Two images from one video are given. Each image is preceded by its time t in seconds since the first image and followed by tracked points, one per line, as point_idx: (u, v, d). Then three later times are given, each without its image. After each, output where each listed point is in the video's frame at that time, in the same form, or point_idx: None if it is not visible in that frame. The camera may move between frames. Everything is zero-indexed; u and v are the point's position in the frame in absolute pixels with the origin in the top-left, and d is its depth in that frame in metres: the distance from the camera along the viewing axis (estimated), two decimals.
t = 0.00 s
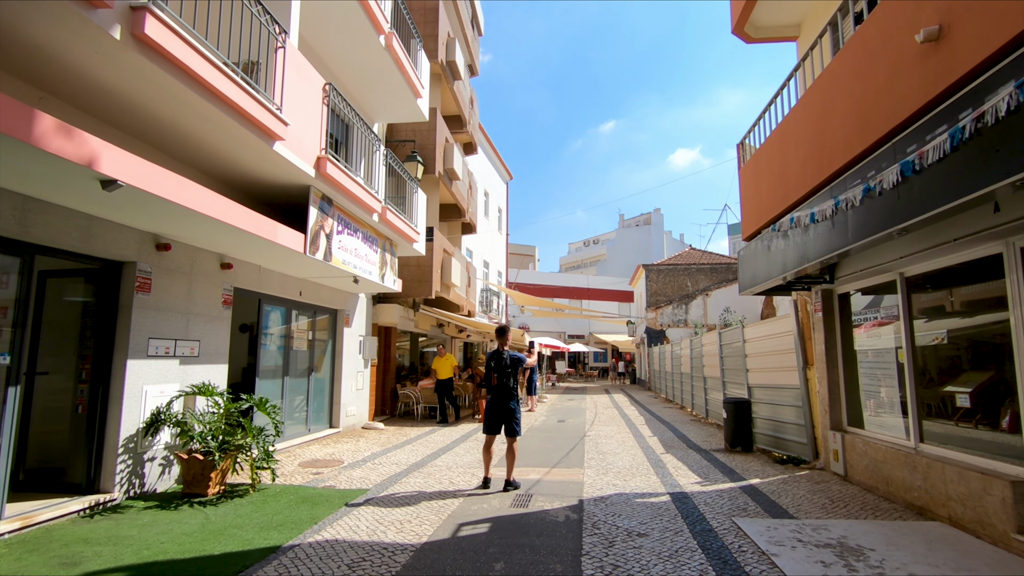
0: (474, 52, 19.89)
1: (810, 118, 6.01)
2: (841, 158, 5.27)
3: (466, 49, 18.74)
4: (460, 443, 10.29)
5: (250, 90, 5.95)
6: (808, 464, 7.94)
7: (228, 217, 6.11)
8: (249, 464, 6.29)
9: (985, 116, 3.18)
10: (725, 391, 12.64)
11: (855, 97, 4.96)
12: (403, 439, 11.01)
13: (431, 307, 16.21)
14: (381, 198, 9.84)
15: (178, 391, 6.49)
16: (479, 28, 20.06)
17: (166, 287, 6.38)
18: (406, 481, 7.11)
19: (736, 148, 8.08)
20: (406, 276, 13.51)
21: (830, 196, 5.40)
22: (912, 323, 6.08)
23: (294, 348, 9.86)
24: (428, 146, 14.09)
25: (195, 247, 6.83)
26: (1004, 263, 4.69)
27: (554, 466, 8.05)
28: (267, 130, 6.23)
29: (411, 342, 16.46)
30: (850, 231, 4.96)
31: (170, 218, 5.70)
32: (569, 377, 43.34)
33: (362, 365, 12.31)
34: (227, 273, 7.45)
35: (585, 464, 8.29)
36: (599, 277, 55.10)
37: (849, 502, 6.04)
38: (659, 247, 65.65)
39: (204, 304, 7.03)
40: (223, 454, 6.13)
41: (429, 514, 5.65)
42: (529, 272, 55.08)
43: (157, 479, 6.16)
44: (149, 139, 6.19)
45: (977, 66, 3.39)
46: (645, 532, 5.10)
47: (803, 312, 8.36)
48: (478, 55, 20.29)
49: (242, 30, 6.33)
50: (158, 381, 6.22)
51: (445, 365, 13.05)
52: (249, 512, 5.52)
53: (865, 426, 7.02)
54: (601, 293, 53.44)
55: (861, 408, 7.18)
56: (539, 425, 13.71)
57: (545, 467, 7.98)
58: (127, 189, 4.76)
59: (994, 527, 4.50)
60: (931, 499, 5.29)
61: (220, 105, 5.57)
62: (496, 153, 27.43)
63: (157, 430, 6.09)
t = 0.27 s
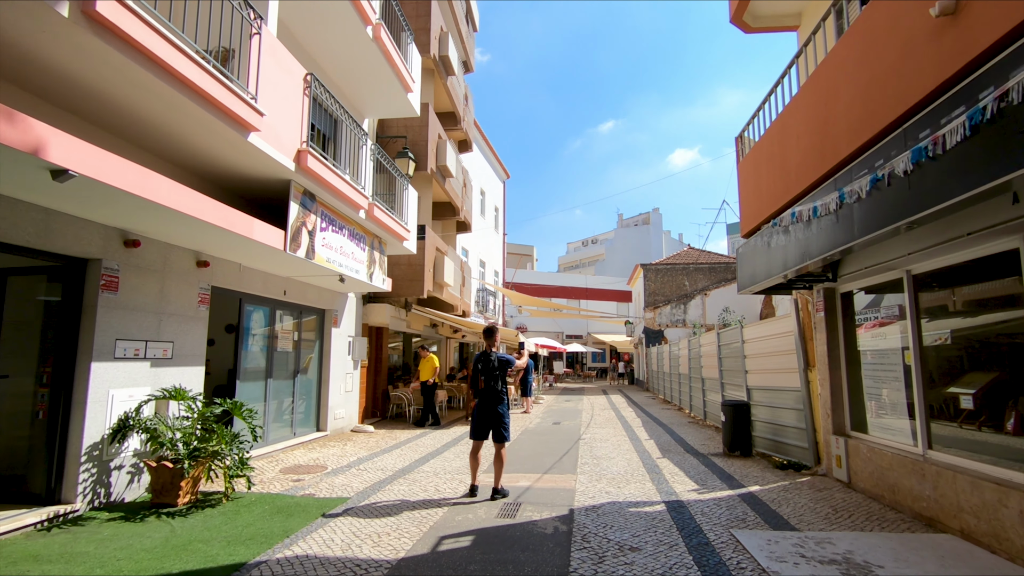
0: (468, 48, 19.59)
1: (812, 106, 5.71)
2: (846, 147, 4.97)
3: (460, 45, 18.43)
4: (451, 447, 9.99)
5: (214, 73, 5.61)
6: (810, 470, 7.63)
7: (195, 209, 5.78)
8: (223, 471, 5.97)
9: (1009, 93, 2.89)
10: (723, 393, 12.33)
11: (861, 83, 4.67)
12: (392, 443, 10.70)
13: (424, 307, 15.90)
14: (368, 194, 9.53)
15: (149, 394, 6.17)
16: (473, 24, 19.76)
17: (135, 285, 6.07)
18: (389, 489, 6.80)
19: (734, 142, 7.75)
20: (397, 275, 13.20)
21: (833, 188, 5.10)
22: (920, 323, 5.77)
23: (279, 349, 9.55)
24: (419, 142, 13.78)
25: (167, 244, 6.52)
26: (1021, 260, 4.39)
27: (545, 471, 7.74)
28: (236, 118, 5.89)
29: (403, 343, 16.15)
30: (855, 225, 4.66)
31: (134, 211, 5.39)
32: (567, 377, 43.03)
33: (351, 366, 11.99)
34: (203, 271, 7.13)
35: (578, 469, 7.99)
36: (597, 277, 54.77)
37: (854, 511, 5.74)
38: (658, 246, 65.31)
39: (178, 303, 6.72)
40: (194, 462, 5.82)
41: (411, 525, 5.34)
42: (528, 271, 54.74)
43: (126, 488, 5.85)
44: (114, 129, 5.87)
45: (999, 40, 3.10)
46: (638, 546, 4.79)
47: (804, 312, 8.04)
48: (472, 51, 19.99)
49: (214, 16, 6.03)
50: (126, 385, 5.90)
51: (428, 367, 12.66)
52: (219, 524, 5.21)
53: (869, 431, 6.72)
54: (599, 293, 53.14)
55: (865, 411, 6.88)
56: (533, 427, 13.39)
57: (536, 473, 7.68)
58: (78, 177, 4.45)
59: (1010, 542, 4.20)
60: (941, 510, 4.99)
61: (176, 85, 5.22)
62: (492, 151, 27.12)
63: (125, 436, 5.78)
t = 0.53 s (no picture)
0: (464, 42, 19.30)
1: (818, 90, 5.41)
2: (856, 131, 4.67)
3: (455, 39, 18.15)
4: (443, 449, 9.69)
5: (182, 52, 5.27)
6: (814, 473, 7.34)
7: (164, 198, 5.44)
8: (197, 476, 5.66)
9: None
10: (723, 392, 12.04)
11: (873, 61, 4.37)
12: (383, 445, 10.41)
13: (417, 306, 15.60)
14: (356, 188, 9.21)
15: (120, 395, 5.86)
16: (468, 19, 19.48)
17: (106, 280, 5.77)
18: (375, 493, 6.50)
19: (735, 132, 7.47)
20: (389, 273, 12.90)
21: (840, 175, 4.80)
22: (932, 319, 5.46)
23: (265, 348, 9.25)
24: (412, 136, 13.49)
25: (141, 237, 6.22)
26: None
27: (539, 475, 7.45)
28: (207, 100, 5.55)
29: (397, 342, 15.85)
30: (865, 213, 4.34)
31: (99, 199, 5.09)
32: (565, 377, 42.75)
33: (342, 366, 11.69)
34: (181, 265, 6.83)
35: (573, 472, 7.70)
36: (596, 276, 54.48)
37: (861, 517, 5.45)
38: (657, 246, 65.01)
39: (153, 299, 6.42)
40: (166, 466, 5.51)
41: (393, 533, 5.04)
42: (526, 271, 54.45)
43: (95, 494, 5.56)
44: (81, 114, 5.53)
45: None
46: (633, 556, 4.50)
47: (808, 308, 7.73)
48: (468, 46, 19.69)
49: None
50: (95, 385, 5.61)
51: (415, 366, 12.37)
52: (190, 532, 4.92)
53: (876, 432, 6.43)
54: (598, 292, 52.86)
55: (872, 412, 6.58)
56: (529, 428, 13.10)
57: (529, 476, 7.38)
58: (29, 159, 4.14)
59: None
60: (956, 517, 4.70)
61: (135, 61, 4.86)
62: (489, 148, 26.82)
63: (94, 439, 5.48)
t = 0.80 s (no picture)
0: (461, 37, 19.01)
1: (829, 72, 5.10)
2: (870, 114, 4.37)
3: (451, 33, 17.84)
4: (436, 452, 9.39)
5: (152, 30, 4.93)
6: (821, 477, 7.03)
7: (134, 186, 5.10)
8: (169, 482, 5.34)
9: None
10: (725, 393, 11.73)
11: (893, 34, 4.05)
12: (375, 446, 10.10)
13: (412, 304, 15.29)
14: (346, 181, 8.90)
15: (91, 395, 5.55)
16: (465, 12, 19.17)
17: (75, 274, 5.46)
18: (362, 498, 6.19)
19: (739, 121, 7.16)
20: (383, 270, 12.59)
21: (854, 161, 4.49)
22: (951, 315, 5.16)
23: (252, 347, 8.94)
24: (406, 130, 13.18)
25: (114, 229, 5.91)
26: None
27: (535, 479, 7.14)
28: (180, 82, 5.21)
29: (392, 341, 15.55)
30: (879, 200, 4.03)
31: (65, 187, 4.77)
32: (565, 377, 42.49)
33: (334, 365, 11.38)
34: (158, 259, 6.52)
35: (570, 476, 7.39)
36: (595, 275, 54.18)
37: (874, 525, 5.15)
38: (656, 245, 64.63)
39: (128, 294, 6.11)
40: (138, 471, 5.21)
41: (377, 543, 4.74)
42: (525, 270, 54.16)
43: (63, 500, 5.24)
44: (46, 97, 5.19)
45: None
46: (634, 569, 4.19)
47: (814, 305, 7.43)
48: (465, 40, 19.38)
49: None
50: (62, 385, 5.29)
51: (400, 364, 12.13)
52: (160, 542, 4.61)
53: (888, 434, 6.13)
54: (598, 291, 52.53)
55: (883, 413, 6.28)
56: (526, 429, 12.79)
57: (524, 480, 7.08)
58: None
59: None
60: (979, 526, 4.41)
61: (100, 38, 4.50)
62: (487, 145, 26.50)
63: (61, 442, 5.16)
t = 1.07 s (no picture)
0: (457, 32, 18.75)
1: (840, 57, 4.83)
2: (886, 98, 4.09)
3: (447, 28, 17.57)
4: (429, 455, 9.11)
5: (119, 8, 4.60)
6: (827, 482, 6.76)
7: (102, 177, 4.79)
8: (139, 490, 5.08)
9: None
10: (726, 394, 11.46)
11: (912, 12, 3.77)
12: (367, 450, 9.83)
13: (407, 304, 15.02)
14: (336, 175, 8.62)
15: (60, 398, 5.27)
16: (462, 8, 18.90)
17: (44, 271, 5.19)
18: (348, 506, 5.92)
19: (742, 112, 6.89)
20: (377, 269, 12.32)
21: (866, 150, 4.21)
22: (967, 314, 4.87)
23: (239, 347, 8.66)
24: (401, 126, 12.90)
25: (87, 223, 5.63)
26: None
27: (529, 485, 6.87)
28: (154, 68, 4.92)
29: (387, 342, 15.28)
30: (895, 189, 3.76)
31: (28, 177, 4.48)
32: (563, 377, 42.22)
33: (325, 366, 11.11)
34: (136, 256, 6.24)
35: (566, 481, 7.12)
36: (594, 275, 53.91)
37: (886, 536, 4.88)
38: (656, 245, 64.38)
39: (102, 292, 5.83)
40: (108, 478, 4.93)
41: (359, 556, 4.46)
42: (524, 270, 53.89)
43: (28, 509, 4.96)
44: (11, 83, 4.89)
45: None
46: None
47: (820, 304, 7.15)
48: (461, 36, 19.11)
49: None
50: (29, 387, 5.01)
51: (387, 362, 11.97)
52: (127, 554, 4.34)
53: (898, 439, 5.86)
54: (597, 291, 52.25)
55: (893, 417, 6.01)
56: (522, 431, 12.52)
57: (518, 486, 6.81)
58: None
59: None
60: (1000, 539, 4.14)
61: (65, 19, 4.19)
62: (485, 143, 26.22)
63: (26, 448, 4.88)
